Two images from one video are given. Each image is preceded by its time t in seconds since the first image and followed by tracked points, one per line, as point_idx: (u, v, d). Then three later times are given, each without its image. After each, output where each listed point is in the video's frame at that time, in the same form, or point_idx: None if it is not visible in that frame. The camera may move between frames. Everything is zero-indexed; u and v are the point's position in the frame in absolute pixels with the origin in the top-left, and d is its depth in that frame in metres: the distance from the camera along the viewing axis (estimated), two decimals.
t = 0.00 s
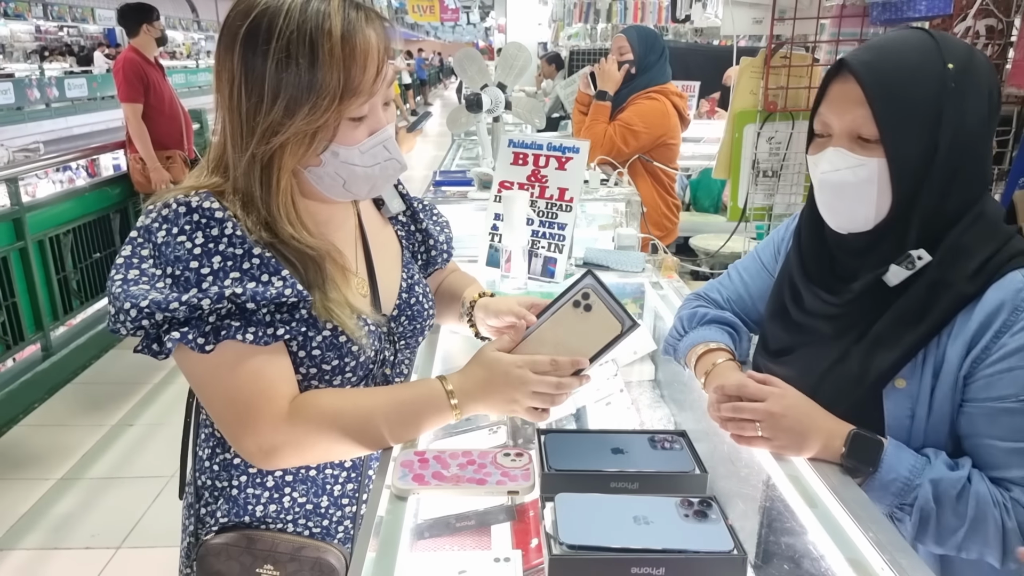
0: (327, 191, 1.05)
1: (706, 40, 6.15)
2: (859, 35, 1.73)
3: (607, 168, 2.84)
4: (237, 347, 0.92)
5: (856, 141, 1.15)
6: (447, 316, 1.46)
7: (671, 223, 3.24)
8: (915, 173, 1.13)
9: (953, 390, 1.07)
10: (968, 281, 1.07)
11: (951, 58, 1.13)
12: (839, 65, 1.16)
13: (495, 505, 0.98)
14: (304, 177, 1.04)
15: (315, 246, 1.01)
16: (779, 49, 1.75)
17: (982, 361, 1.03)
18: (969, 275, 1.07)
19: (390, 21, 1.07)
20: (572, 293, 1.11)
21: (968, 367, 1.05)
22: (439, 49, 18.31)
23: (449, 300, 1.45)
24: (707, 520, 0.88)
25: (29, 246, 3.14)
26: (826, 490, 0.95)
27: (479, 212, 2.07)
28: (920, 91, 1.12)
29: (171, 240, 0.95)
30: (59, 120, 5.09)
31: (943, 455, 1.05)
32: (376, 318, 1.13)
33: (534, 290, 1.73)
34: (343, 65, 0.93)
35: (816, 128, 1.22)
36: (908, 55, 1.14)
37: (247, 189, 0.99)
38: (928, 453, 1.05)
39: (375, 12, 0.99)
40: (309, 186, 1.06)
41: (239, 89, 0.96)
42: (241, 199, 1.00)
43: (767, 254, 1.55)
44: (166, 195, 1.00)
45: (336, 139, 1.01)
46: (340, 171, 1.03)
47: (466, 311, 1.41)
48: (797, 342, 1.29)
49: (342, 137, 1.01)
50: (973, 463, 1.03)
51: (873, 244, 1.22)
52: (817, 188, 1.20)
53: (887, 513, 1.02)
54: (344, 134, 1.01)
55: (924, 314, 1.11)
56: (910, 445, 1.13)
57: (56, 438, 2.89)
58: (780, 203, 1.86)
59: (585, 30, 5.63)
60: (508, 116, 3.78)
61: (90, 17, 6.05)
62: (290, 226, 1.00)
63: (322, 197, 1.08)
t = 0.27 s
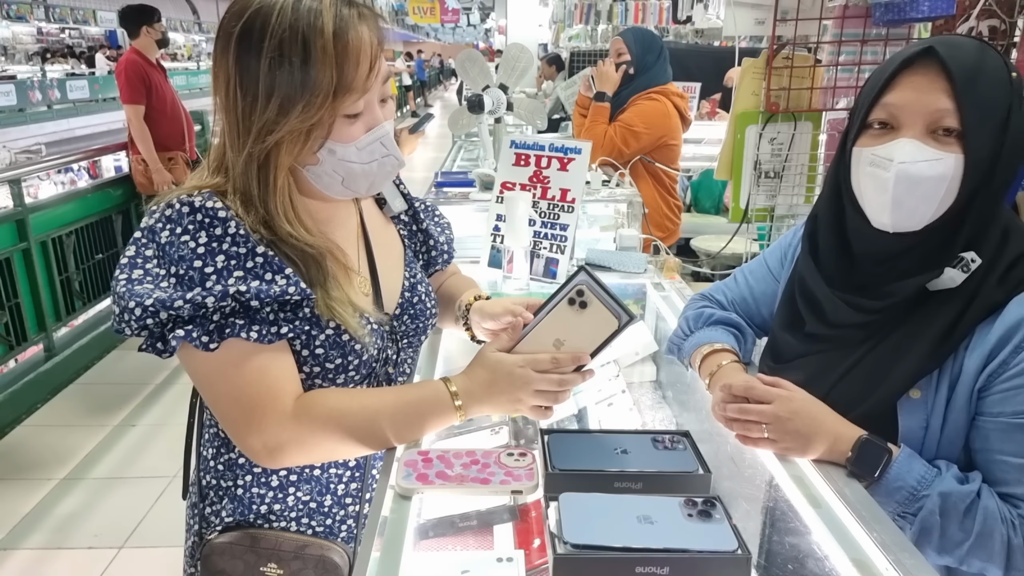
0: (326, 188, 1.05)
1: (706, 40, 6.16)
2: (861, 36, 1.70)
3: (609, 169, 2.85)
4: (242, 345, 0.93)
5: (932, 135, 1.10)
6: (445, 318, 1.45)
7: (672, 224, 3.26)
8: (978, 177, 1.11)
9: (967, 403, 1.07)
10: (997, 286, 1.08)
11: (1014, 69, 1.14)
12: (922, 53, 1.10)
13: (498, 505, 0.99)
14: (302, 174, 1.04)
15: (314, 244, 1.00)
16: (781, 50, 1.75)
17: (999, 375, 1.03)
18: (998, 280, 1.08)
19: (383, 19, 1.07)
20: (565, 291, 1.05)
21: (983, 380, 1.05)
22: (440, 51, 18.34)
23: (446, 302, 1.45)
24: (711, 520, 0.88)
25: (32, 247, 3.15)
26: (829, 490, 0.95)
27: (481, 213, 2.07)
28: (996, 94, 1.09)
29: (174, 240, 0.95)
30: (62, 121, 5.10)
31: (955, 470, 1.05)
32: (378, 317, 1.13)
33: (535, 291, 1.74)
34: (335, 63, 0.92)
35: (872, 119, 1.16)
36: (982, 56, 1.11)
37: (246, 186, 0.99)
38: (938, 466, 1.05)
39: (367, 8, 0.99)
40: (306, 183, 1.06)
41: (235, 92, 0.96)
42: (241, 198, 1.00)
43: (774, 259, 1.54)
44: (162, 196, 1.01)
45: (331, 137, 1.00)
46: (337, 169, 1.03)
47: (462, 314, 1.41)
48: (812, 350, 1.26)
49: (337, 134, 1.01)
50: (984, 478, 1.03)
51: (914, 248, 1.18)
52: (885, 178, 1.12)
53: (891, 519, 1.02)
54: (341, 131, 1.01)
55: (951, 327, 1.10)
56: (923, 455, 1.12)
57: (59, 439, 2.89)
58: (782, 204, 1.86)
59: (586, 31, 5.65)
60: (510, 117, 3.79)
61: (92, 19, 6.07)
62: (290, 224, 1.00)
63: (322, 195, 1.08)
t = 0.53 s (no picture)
0: (325, 189, 1.05)
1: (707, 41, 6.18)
2: (862, 36, 1.71)
3: (609, 169, 2.86)
4: (246, 345, 0.93)
5: (900, 143, 1.13)
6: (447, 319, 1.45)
7: (672, 224, 3.26)
8: (962, 183, 1.11)
9: (968, 406, 1.07)
10: (998, 295, 1.06)
11: (1005, 69, 1.12)
12: (895, 63, 1.14)
13: (501, 506, 0.99)
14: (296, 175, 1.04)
15: (311, 245, 1.00)
16: (782, 51, 1.76)
17: (1000, 380, 1.03)
18: (999, 288, 1.06)
19: (377, 18, 1.08)
20: (563, 294, 1.04)
21: (984, 385, 1.05)
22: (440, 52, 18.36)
23: (448, 301, 1.45)
24: (713, 520, 0.88)
25: (33, 248, 3.15)
26: (830, 489, 0.95)
27: (482, 214, 2.07)
28: (974, 99, 1.10)
29: (176, 241, 0.95)
30: (63, 122, 5.11)
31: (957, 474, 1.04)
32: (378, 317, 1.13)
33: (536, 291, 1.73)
34: (327, 65, 0.93)
35: (856, 127, 1.20)
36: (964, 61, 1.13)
37: (241, 185, 0.99)
38: (939, 468, 1.05)
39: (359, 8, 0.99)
40: (300, 183, 1.06)
41: (228, 93, 0.96)
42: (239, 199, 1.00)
43: (780, 260, 1.55)
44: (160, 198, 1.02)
45: (326, 138, 1.00)
46: (334, 170, 1.02)
47: (463, 314, 1.40)
48: (813, 349, 1.27)
49: (332, 135, 1.00)
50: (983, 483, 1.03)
51: (907, 252, 1.19)
52: (853, 182, 1.17)
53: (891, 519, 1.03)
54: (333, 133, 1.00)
55: (950, 330, 1.09)
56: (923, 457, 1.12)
57: (61, 440, 2.89)
58: (783, 204, 1.86)
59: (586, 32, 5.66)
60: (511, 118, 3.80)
61: (93, 21, 6.08)
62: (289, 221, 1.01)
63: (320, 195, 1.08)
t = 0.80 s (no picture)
0: (332, 189, 1.05)
1: (705, 45, 6.19)
2: (859, 41, 1.73)
3: (608, 173, 2.86)
4: (245, 352, 0.93)
5: (871, 150, 1.15)
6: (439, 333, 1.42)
7: (672, 227, 3.25)
8: (938, 190, 1.13)
9: (963, 413, 1.06)
10: (992, 303, 1.06)
11: (978, 73, 1.12)
12: (863, 73, 1.16)
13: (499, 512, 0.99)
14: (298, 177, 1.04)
15: (315, 252, 1.01)
16: (779, 55, 1.76)
17: (994, 387, 1.02)
18: (993, 296, 1.06)
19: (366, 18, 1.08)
20: (552, 290, 1.00)
21: (979, 391, 1.04)
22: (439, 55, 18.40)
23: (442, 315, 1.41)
24: (711, 525, 0.88)
25: (33, 252, 3.15)
26: (829, 492, 0.96)
27: (480, 218, 2.08)
28: (944, 105, 1.11)
29: (175, 249, 0.95)
30: (63, 126, 5.12)
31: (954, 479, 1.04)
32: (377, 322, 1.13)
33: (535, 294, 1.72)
34: (321, 66, 0.93)
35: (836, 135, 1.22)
36: (936, 67, 1.14)
37: (243, 194, 0.99)
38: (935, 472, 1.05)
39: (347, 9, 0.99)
40: (306, 183, 1.05)
41: (226, 107, 0.96)
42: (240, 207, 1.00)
43: (772, 263, 1.55)
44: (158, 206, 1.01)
45: (327, 137, 1.01)
46: (340, 168, 1.02)
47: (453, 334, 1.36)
48: (810, 354, 1.27)
49: (333, 134, 1.01)
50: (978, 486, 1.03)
51: (896, 256, 1.20)
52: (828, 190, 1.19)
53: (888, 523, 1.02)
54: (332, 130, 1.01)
55: (941, 339, 1.09)
56: (919, 461, 1.12)
57: (61, 444, 2.90)
58: (782, 207, 1.86)
59: (585, 36, 5.68)
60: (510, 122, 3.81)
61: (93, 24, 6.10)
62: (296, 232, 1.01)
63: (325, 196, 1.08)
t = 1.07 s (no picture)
0: (324, 192, 1.05)
1: (704, 47, 6.20)
2: (855, 43, 1.74)
3: (606, 175, 2.86)
4: (236, 361, 0.93)
5: (864, 155, 1.16)
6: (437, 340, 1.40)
7: (670, 230, 3.25)
8: (928, 195, 1.13)
9: (960, 409, 1.07)
10: (986, 306, 1.06)
11: (971, 78, 1.11)
12: (855, 78, 1.16)
13: (495, 514, 0.99)
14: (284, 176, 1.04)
15: (301, 255, 1.00)
16: (776, 57, 1.76)
17: (988, 384, 1.03)
18: (988, 299, 1.06)
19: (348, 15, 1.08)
20: (523, 278, 1.01)
21: (974, 388, 1.05)
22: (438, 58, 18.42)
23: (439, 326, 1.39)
24: (705, 527, 0.88)
25: (30, 256, 3.15)
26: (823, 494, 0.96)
27: (477, 221, 2.08)
28: (935, 111, 1.11)
29: (164, 258, 0.95)
30: (61, 130, 5.12)
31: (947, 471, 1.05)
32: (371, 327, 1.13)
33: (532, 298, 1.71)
34: (303, 68, 0.93)
35: (834, 138, 1.22)
36: (926, 72, 1.13)
37: (229, 196, 0.99)
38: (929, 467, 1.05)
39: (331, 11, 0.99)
40: (294, 183, 1.05)
41: (209, 107, 0.97)
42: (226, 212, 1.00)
43: (769, 264, 1.55)
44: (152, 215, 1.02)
45: (312, 137, 1.00)
46: (330, 170, 1.02)
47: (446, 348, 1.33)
48: (809, 356, 1.26)
49: (318, 134, 1.01)
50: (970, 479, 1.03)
51: (886, 262, 1.20)
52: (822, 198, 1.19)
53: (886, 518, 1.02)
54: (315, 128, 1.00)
55: (937, 338, 1.09)
56: (915, 459, 1.12)
57: (58, 449, 2.89)
58: (779, 209, 1.86)
59: (583, 38, 5.68)
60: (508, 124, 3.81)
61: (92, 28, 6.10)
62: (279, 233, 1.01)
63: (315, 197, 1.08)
